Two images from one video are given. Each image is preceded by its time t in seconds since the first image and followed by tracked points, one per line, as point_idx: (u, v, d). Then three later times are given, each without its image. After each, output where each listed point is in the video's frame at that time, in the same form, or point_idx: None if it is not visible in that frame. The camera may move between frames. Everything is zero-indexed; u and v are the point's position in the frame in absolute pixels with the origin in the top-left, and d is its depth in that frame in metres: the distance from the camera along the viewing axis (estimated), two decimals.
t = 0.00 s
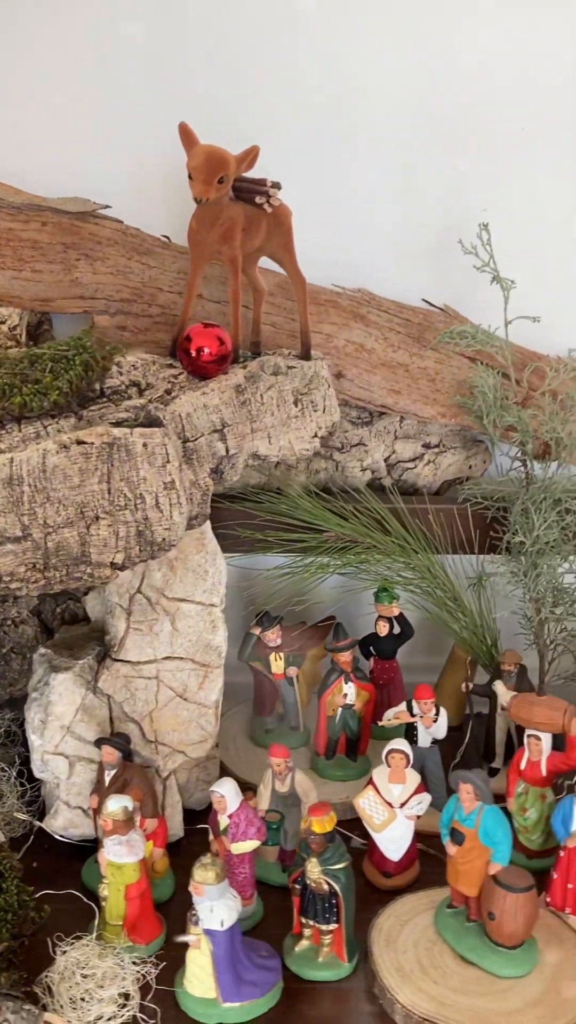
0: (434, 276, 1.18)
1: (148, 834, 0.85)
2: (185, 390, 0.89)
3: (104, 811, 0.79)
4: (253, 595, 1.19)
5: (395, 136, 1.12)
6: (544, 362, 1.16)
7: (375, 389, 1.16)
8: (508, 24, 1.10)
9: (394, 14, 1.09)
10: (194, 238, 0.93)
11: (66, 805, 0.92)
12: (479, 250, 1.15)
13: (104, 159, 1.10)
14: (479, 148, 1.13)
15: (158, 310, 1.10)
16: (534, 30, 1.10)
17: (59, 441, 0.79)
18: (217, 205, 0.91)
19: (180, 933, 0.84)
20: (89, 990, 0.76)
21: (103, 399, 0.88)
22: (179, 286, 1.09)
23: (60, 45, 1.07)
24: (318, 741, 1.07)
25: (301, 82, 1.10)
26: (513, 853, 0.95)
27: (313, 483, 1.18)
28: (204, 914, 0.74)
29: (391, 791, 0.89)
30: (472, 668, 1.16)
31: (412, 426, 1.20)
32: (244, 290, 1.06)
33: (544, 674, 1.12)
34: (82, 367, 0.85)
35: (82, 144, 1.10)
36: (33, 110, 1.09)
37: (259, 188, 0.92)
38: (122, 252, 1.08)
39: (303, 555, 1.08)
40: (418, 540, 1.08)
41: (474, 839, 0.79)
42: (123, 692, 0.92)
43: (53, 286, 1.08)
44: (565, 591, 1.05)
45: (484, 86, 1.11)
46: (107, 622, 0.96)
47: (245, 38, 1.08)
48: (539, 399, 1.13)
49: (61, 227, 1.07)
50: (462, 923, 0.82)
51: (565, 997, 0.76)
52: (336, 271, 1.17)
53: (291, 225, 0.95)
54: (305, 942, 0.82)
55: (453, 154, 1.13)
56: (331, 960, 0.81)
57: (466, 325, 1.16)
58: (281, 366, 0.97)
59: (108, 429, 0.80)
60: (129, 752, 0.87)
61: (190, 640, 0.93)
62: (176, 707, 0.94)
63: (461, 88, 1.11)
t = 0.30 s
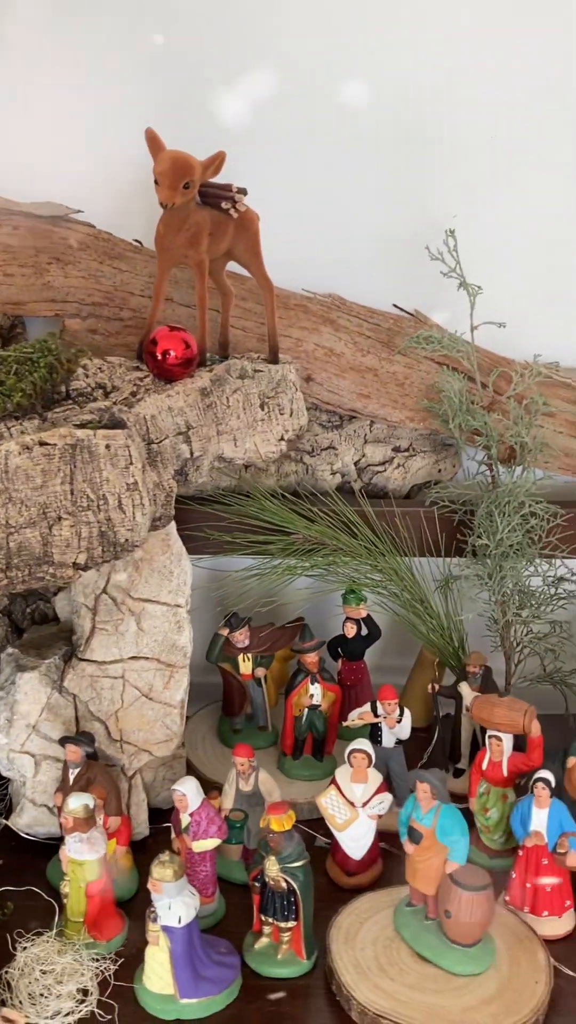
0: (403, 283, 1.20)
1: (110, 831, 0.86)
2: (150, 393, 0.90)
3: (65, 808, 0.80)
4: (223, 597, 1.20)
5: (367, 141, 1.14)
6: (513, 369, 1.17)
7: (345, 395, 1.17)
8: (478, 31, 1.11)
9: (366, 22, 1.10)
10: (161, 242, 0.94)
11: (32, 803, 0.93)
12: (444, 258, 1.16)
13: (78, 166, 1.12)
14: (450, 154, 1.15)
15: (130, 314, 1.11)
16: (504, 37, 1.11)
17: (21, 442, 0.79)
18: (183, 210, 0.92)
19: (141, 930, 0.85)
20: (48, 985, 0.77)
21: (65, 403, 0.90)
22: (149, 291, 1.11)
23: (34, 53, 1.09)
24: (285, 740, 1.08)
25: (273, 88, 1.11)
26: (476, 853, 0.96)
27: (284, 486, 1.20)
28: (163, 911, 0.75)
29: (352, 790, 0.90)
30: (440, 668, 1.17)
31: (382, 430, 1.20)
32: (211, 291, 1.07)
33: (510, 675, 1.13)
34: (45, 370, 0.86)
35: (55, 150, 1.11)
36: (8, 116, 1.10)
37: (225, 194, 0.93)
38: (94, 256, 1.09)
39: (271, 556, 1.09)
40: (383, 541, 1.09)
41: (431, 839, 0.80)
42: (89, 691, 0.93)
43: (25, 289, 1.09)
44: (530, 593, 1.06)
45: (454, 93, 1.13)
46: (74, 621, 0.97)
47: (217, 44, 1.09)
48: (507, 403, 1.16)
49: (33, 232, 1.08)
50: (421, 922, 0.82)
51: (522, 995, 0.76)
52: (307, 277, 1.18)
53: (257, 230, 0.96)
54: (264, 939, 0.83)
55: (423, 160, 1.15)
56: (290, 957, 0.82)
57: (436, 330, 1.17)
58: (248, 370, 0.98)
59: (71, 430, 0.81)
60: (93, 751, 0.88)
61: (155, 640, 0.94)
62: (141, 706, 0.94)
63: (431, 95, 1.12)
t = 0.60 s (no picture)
0: (372, 289, 1.21)
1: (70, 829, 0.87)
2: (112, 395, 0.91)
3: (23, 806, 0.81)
4: (189, 599, 1.21)
5: (336, 144, 1.17)
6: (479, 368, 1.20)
7: (313, 398, 1.18)
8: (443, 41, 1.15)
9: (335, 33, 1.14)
10: (125, 247, 0.95)
11: None
12: (408, 262, 1.18)
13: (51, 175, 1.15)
14: (417, 161, 1.18)
15: (100, 317, 1.12)
16: (467, 49, 1.15)
17: None
18: (146, 216, 0.93)
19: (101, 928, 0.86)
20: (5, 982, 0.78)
21: (29, 404, 0.91)
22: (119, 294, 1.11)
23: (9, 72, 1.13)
24: (251, 740, 1.09)
25: (244, 94, 1.15)
26: (437, 852, 0.97)
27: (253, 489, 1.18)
28: (117, 909, 0.76)
29: (313, 790, 0.91)
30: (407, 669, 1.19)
31: (351, 433, 1.21)
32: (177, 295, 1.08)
33: (475, 675, 1.15)
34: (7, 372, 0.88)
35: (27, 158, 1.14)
36: None
37: (188, 199, 0.94)
38: (64, 260, 1.10)
39: (237, 558, 1.09)
40: (349, 542, 1.11)
41: (384, 837, 0.81)
42: (52, 691, 0.94)
43: None
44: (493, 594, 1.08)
45: (421, 101, 1.16)
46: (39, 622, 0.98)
47: (193, 53, 1.14)
48: (471, 408, 1.16)
49: (4, 236, 1.09)
50: (376, 919, 0.83)
51: (472, 992, 0.77)
52: (277, 282, 1.21)
53: (221, 235, 0.98)
54: (221, 937, 0.84)
55: (390, 166, 1.18)
56: (246, 954, 0.83)
57: (404, 334, 1.18)
58: (212, 374, 0.99)
59: (30, 432, 0.82)
60: (55, 750, 0.89)
61: (118, 641, 0.95)
62: (105, 707, 0.95)
63: (398, 102, 1.16)
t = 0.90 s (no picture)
0: (340, 296, 1.23)
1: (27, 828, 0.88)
2: (71, 400, 0.92)
3: None
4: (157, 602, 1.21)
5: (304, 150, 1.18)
6: (447, 374, 1.22)
7: (280, 402, 1.19)
8: (411, 46, 1.15)
9: (302, 37, 1.14)
10: (87, 253, 0.96)
11: None
12: (370, 269, 1.19)
13: (20, 181, 1.17)
14: (384, 167, 1.19)
15: (66, 322, 1.13)
16: (435, 55, 1.16)
17: None
18: (107, 221, 0.94)
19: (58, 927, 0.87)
20: None
21: None
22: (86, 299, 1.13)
23: None
24: (216, 743, 1.10)
25: (212, 100, 1.16)
26: (396, 853, 0.98)
27: (221, 493, 1.19)
28: (70, 907, 0.76)
29: (271, 790, 0.92)
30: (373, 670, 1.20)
31: (319, 437, 1.22)
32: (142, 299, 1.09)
33: (440, 678, 1.16)
34: None
35: None
36: None
37: (149, 206, 0.95)
38: (31, 265, 1.12)
39: (203, 562, 1.10)
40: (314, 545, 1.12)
41: (336, 835, 0.82)
42: (14, 693, 0.95)
43: None
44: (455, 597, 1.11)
45: (388, 107, 1.17)
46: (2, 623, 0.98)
47: (161, 58, 1.14)
48: (431, 414, 1.18)
49: None
50: (329, 918, 0.84)
51: (421, 989, 0.78)
52: (245, 288, 1.22)
53: (184, 240, 0.99)
54: (177, 936, 0.84)
55: (357, 173, 1.19)
56: (200, 953, 0.83)
57: (371, 341, 1.20)
58: (175, 378, 1.00)
59: None
60: (14, 751, 0.89)
61: (79, 643, 0.95)
62: (66, 708, 0.96)
63: (366, 108, 1.17)
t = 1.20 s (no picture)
0: (309, 302, 1.24)
1: None
2: (34, 407, 0.93)
3: None
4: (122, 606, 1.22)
5: (273, 157, 1.19)
6: (415, 378, 1.23)
7: (248, 408, 1.19)
8: (378, 54, 1.16)
9: (270, 45, 1.15)
10: (52, 260, 0.98)
11: None
12: (335, 278, 1.20)
13: None
14: (353, 174, 1.20)
15: (35, 327, 1.13)
16: (404, 63, 1.17)
17: None
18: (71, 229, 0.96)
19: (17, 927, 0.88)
20: None
21: None
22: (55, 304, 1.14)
23: None
24: (181, 746, 1.10)
25: (181, 107, 1.17)
26: (358, 854, 0.99)
27: (189, 498, 1.21)
28: (26, 907, 0.77)
29: (231, 792, 0.93)
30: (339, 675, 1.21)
31: (289, 443, 1.22)
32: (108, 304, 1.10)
33: (404, 680, 1.18)
34: None
35: None
36: None
37: (112, 214, 0.96)
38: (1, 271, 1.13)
39: (170, 565, 1.12)
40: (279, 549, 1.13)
41: (291, 837, 0.83)
42: None
43: None
44: (419, 599, 1.13)
45: (356, 115, 1.18)
46: None
47: (131, 64, 1.15)
48: (395, 420, 1.19)
49: None
50: (285, 918, 0.85)
51: (371, 988, 0.79)
52: (213, 296, 1.24)
53: (147, 248, 1.00)
54: (134, 936, 0.85)
55: (325, 181, 1.20)
56: (157, 952, 0.84)
57: (338, 347, 1.21)
58: (139, 383, 1.01)
59: None
60: None
61: (42, 646, 0.96)
62: (29, 711, 0.97)
63: (334, 116, 1.18)
